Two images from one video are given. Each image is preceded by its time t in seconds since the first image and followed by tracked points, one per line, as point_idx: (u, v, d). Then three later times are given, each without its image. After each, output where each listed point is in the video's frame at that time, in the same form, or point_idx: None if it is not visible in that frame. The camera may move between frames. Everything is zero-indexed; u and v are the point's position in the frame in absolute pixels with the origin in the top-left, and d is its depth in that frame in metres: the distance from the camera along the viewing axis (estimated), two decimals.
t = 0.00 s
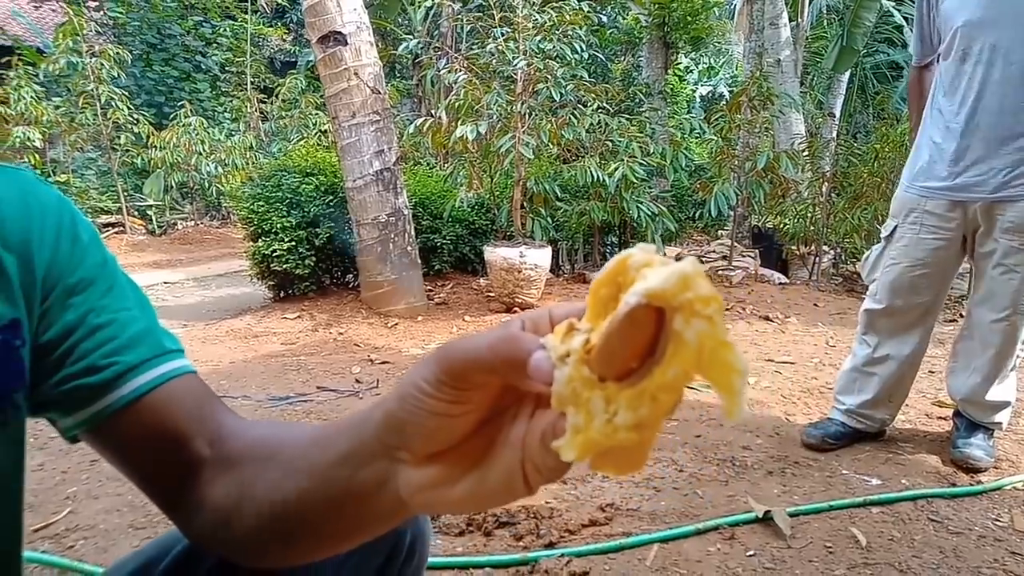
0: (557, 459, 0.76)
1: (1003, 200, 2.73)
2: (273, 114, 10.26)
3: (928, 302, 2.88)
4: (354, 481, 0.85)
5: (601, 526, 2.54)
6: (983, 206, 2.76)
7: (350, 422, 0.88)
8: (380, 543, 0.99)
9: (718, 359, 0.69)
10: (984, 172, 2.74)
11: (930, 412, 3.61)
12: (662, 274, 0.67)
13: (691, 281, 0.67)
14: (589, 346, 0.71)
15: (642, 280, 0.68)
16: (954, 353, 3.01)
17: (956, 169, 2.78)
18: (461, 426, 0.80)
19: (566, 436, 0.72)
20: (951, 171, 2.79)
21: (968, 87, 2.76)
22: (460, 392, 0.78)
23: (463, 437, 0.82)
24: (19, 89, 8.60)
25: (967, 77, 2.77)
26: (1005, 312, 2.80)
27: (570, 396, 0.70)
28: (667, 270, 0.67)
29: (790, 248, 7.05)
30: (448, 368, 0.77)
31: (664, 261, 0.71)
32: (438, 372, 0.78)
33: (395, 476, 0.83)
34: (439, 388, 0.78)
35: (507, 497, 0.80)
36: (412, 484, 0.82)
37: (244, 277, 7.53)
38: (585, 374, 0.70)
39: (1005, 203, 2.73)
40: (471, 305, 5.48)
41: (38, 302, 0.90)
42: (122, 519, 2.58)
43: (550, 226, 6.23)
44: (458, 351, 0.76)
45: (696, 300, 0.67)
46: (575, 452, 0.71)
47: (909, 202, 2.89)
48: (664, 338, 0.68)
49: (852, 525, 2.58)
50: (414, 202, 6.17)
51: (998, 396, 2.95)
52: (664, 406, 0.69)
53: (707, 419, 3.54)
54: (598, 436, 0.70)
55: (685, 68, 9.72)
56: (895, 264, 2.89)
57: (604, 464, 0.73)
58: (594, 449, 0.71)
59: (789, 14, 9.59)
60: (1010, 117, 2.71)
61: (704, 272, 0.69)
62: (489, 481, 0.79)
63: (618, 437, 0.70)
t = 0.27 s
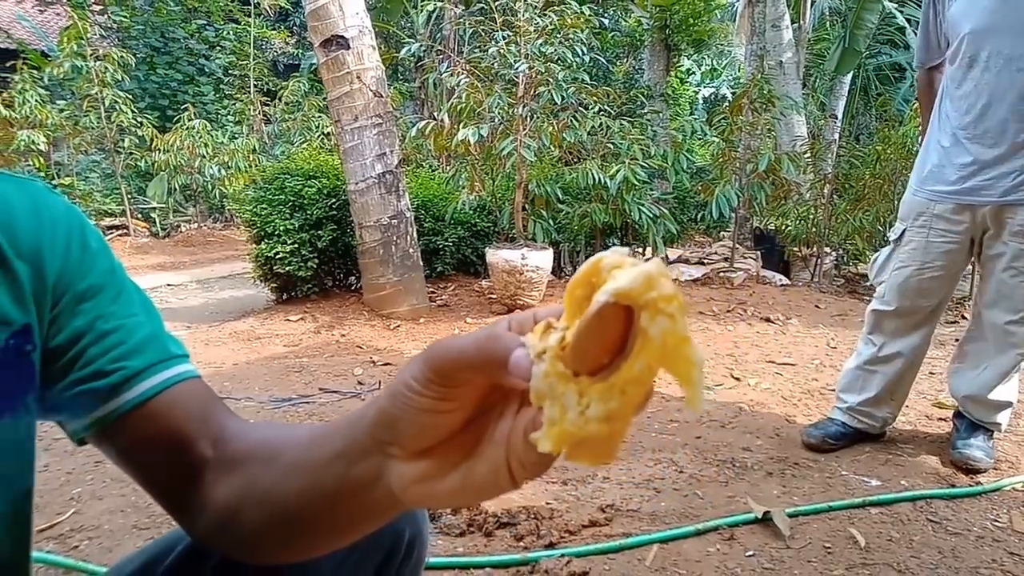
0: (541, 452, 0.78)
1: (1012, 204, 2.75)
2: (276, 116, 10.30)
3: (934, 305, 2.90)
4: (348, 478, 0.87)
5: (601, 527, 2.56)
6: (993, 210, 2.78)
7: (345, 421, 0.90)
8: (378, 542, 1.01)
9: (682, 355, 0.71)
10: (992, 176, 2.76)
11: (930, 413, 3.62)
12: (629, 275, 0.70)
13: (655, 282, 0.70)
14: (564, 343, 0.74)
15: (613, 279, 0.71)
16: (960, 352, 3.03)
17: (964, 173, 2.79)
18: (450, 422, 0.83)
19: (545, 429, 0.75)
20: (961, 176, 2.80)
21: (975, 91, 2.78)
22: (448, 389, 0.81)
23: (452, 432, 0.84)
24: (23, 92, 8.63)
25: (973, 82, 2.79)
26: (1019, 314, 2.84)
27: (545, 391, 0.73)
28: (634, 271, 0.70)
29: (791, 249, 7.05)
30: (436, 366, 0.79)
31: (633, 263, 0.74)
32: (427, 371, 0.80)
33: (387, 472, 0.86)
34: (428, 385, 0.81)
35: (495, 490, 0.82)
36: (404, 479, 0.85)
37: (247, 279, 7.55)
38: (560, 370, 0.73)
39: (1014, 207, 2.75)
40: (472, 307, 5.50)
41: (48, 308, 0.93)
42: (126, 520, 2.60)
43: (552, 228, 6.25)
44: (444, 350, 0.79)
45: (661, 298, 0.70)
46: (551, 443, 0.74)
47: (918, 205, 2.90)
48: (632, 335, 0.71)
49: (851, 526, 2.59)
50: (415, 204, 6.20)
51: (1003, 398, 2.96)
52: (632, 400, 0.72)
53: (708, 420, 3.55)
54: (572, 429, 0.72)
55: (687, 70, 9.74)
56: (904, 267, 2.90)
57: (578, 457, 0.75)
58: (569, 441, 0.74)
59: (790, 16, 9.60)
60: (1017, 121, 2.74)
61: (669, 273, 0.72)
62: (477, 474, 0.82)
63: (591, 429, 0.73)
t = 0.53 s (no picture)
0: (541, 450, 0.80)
1: (1017, 206, 2.75)
2: (283, 117, 10.35)
3: (940, 306, 2.91)
4: (357, 474, 0.90)
5: (606, 527, 2.57)
6: (998, 211, 2.78)
7: (354, 420, 0.92)
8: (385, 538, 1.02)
9: (675, 357, 0.73)
10: (997, 178, 2.76)
11: (936, 414, 3.62)
12: (624, 283, 0.74)
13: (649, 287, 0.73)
14: (564, 345, 0.77)
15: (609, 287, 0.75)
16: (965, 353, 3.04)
17: (969, 175, 2.80)
18: (455, 421, 0.85)
19: (544, 427, 0.77)
20: (966, 178, 2.81)
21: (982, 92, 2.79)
22: (453, 389, 0.82)
23: (457, 430, 0.86)
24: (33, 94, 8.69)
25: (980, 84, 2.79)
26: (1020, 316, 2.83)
27: (546, 389, 0.77)
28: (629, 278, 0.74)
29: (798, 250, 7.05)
30: (442, 367, 0.81)
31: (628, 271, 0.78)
32: (432, 371, 0.82)
33: (395, 467, 0.88)
34: (434, 385, 0.83)
35: (499, 486, 0.83)
36: (411, 473, 0.87)
37: (255, 279, 7.60)
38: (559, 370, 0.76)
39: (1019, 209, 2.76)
40: (478, 308, 5.52)
41: (69, 310, 0.94)
42: (136, 518, 2.64)
43: (558, 229, 6.27)
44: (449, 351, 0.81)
45: (656, 305, 0.73)
46: (550, 440, 0.76)
47: (923, 207, 2.91)
48: (628, 338, 0.74)
49: (855, 527, 2.60)
50: (422, 205, 6.22)
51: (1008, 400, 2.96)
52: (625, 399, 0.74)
53: (713, 421, 3.57)
54: (570, 426, 0.75)
55: (694, 70, 9.74)
56: (908, 269, 2.91)
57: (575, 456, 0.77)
58: (567, 439, 0.76)
59: (797, 16, 9.58)
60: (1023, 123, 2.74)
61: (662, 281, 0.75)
62: (481, 471, 0.83)
63: (587, 426, 0.75)
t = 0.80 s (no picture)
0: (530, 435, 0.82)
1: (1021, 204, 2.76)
2: (293, 112, 10.40)
3: (945, 304, 2.91)
4: (359, 462, 0.92)
5: (611, 520, 2.60)
6: (1003, 209, 2.79)
7: (358, 411, 0.95)
8: (394, 525, 1.02)
9: (645, 345, 0.78)
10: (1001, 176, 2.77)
11: (942, 412, 3.63)
12: (603, 274, 0.77)
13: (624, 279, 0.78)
14: (547, 334, 0.80)
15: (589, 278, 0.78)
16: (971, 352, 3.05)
17: (973, 172, 2.81)
18: (452, 409, 0.87)
19: (527, 409, 0.80)
20: (969, 175, 2.82)
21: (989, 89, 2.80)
22: (449, 376, 0.85)
23: (455, 416, 0.88)
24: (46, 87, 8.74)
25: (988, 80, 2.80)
26: None
27: (529, 373, 0.79)
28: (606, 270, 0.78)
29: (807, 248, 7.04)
30: (437, 356, 0.84)
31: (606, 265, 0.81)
32: (428, 361, 0.85)
33: (394, 452, 0.90)
34: (430, 374, 0.85)
35: (491, 470, 0.85)
36: (409, 458, 0.89)
37: (265, 273, 7.65)
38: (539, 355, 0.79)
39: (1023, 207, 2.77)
40: (486, 302, 5.55)
41: (96, 305, 0.97)
42: (148, 506, 2.68)
43: (566, 224, 6.28)
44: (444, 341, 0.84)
45: (629, 294, 0.77)
46: (533, 420, 0.79)
47: (927, 204, 2.92)
48: (605, 326, 0.77)
49: (859, 522, 2.62)
50: (431, 200, 6.25)
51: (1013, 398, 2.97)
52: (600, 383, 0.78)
53: (719, 417, 3.59)
54: (550, 407, 0.78)
55: (704, 67, 9.72)
56: (913, 266, 2.92)
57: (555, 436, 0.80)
58: (548, 420, 0.79)
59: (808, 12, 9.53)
60: None
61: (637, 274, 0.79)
62: (473, 456, 0.85)
63: (566, 407, 0.78)
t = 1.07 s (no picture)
0: (539, 416, 0.83)
1: None
2: (308, 108, 10.48)
3: (958, 301, 2.91)
4: (376, 449, 0.94)
5: (623, 513, 2.62)
6: (1016, 206, 2.79)
7: (375, 402, 0.97)
8: (407, 515, 1.04)
9: (645, 327, 0.79)
10: (1015, 172, 2.77)
11: (956, 409, 3.62)
12: (606, 262, 0.80)
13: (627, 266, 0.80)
14: (554, 320, 0.83)
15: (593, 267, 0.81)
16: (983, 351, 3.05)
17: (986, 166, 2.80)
18: (467, 396, 0.89)
19: (535, 390, 0.82)
20: (982, 170, 2.81)
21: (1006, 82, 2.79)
22: (464, 363, 0.87)
23: (469, 404, 0.90)
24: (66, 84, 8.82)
25: (1004, 73, 2.79)
26: None
27: (538, 357, 0.82)
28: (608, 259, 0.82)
29: (822, 244, 7.02)
30: (453, 344, 0.87)
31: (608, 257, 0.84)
32: (445, 349, 0.88)
33: (411, 438, 0.93)
34: (446, 361, 0.88)
35: (503, 455, 0.87)
36: (426, 443, 0.91)
37: (281, 268, 7.72)
38: (547, 340, 0.82)
39: None
40: (500, 298, 5.59)
41: (130, 303, 1.01)
42: (169, 496, 2.73)
43: (579, 220, 6.31)
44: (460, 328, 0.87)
45: (631, 281, 0.79)
46: (540, 401, 0.81)
47: (940, 200, 2.91)
48: (609, 311, 0.80)
49: (871, 518, 2.63)
50: (445, 196, 6.27)
51: None
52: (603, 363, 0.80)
53: (732, 413, 3.60)
54: (555, 387, 0.79)
55: (719, 61, 9.68)
56: (926, 261, 2.92)
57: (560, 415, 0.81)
58: (553, 401, 0.80)
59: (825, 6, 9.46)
60: None
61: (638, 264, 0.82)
62: (486, 441, 0.87)
63: (569, 387, 0.79)
